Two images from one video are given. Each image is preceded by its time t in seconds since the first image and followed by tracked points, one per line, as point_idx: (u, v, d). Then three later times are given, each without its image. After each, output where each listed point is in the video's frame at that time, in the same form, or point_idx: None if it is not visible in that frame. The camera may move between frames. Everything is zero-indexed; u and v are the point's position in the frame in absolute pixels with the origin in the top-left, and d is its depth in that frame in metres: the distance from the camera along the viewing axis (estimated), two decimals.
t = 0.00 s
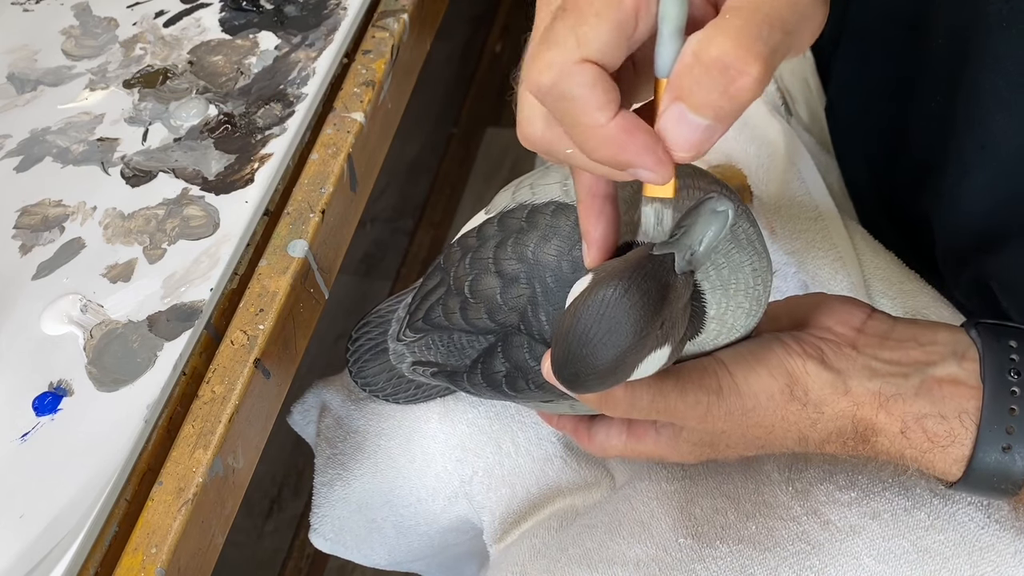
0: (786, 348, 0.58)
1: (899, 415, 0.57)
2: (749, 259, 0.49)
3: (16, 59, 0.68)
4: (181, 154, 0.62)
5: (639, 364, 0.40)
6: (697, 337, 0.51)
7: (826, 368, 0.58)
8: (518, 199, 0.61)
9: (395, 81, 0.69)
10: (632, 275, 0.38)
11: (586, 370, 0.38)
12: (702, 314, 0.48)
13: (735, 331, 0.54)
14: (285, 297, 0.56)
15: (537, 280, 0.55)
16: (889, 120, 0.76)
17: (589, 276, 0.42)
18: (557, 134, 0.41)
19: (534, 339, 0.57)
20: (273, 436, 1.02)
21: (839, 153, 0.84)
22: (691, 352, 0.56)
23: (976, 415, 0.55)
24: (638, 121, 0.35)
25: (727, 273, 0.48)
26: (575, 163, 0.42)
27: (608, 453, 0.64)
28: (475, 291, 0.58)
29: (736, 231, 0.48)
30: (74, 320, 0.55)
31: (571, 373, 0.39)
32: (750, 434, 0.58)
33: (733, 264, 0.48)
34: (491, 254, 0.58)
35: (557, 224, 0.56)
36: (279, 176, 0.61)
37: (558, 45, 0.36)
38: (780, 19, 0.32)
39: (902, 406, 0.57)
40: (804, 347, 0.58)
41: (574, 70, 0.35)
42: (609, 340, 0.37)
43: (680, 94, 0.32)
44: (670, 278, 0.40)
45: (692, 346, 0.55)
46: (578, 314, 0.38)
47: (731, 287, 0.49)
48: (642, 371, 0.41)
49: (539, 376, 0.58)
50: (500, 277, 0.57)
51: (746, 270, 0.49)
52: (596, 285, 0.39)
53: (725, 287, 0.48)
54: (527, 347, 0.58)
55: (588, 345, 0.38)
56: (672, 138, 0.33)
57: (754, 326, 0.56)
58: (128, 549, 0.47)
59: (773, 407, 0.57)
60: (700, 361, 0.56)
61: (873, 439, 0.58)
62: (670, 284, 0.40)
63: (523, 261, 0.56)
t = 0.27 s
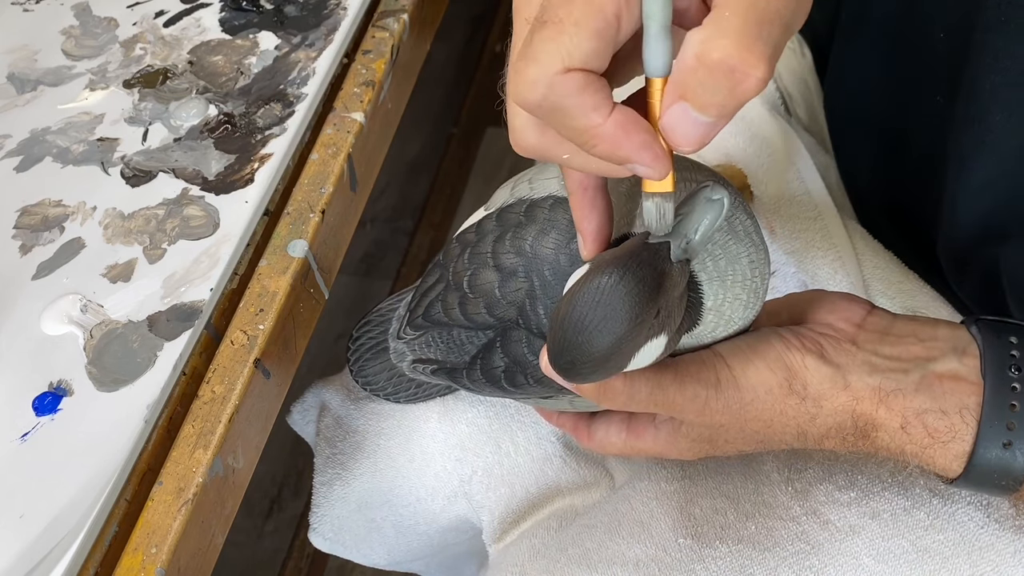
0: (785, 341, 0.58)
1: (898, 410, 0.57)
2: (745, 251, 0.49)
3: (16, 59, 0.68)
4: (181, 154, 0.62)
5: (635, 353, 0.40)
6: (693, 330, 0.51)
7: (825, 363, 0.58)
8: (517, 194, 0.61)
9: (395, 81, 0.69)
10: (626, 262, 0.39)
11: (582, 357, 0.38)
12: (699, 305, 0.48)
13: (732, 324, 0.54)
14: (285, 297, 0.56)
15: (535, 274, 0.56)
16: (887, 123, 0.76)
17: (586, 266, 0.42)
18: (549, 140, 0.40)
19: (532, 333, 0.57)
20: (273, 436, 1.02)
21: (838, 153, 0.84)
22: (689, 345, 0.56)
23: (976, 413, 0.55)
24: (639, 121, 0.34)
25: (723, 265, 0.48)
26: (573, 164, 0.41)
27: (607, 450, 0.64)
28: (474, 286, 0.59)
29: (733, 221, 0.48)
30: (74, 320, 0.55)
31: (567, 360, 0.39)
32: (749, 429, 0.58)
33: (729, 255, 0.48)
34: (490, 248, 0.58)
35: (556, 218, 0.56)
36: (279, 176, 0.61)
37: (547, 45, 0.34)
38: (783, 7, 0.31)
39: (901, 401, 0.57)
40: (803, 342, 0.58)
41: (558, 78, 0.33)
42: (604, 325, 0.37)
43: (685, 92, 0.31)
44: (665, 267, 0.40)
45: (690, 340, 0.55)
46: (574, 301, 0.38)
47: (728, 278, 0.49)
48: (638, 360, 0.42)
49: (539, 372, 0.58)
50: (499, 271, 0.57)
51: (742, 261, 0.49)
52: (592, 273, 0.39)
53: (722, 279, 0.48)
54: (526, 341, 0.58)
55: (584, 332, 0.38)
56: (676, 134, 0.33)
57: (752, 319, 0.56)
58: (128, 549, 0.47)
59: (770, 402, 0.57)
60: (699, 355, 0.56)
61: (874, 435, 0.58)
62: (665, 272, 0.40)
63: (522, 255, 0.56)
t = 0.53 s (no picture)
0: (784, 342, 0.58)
1: (899, 410, 0.57)
2: (746, 250, 0.49)
3: (16, 59, 0.68)
4: (181, 154, 0.62)
5: (634, 352, 0.40)
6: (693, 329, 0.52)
7: (825, 363, 0.58)
8: (516, 194, 0.61)
9: (395, 81, 0.69)
10: (624, 261, 0.39)
11: (581, 356, 0.38)
12: (698, 305, 0.49)
13: (732, 324, 0.54)
14: (285, 297, 0.56)
15: (534, 274, 0.56)
16: (889, 125, 0.76)
17: (586, 265, 0.42)
18: (560, 148, 0.40)
19: (532, 333, 0.57)
20: (273, 436, 1.02)
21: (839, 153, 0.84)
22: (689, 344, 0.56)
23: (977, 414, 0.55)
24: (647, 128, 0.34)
25: (723, 263, 0.48)
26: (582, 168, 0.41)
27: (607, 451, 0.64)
28: (473, 286, 0.58)
29: (733, 220, 0.48)
30: (74, 320, 0.55)
31: (566, 360, 0.39)
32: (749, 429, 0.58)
33: (729, 255, 0.48)
34: (489, 248, 0.58)
35: (556, 217, 0.56)
36: (279, 176, 0.61)
37: (554, 57, 0.33)
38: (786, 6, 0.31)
39: (901, 401, 0.57)
40: (803, 342, 0.58)
41: (569, 90, 0.32)
42: (602, 325, 0.37)
43: (690, 98, 0.31)
44: (664, 266, 0.40)
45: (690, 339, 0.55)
46: (573, 300, 0.38)
47: (727, 278, 0.49)
48: (638, 358, 0.42)
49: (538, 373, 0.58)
50: (499, 271, 0.57)
51: (742, 260, 0.49)
52: (590, 272, 0.39)
53: (721, 278, 0.48)
54: (526, 341, 0.58)
55: (583, 331, 0.38)
56: (681, 138, 0.33)
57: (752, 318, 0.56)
58: (128, 549, 0.47)
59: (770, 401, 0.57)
60: (699, 355, 0.56)
61: (874, 435, 0.57)
62: (663, 271, 0.40)
63: (522, 255, 0.56)
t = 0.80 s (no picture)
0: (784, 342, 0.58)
1: (899, 411, 0.57)
2: (745, 251, 0.49)
3: (16, 59, 0.68)
4: (181, 154, 0.62)
5: (636, 352, 0.40)
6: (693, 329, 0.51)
7: (825, 363, 0.58)
8: (516, 194, 0.61)
9: (395, 81, 0.69)
10: (625, 262, 0.38)
11: (582, 357, 0.39)
12: (699, 304, 0.48)
13: (732, 324, 0.54)
14: (285, 297, 0.56)
15: (535, 274, 0.56)
16: (890, 126, 0.76)
17: (587, 264, 0.42)
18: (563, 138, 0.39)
19: (533, 333, 0.57)
20: (273, 436, 1.02)
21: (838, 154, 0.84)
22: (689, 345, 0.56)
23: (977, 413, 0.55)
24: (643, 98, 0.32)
25: (724, 264, 0.48)
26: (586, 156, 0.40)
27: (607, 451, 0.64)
28: (474, 286, 0.58)
29: (733, 221, 0.48)
30: (74, 320, 0.55)
31: (567, 360, 0.39)
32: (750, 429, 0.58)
33: (729, 256, 0.48)
34: (490, 248, 0.58)
35: (556, 217, 0.56)
36: (279, 176, 0.61)
37: (535, 50, 0.33)
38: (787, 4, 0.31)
39: (901, 401, 0.57)
40: (803, 342, 0.58)
41: (553, 79, 0.33)
42: (602, 326, 0.37)
43: (675, 61, 0.29)
44: (665, 265, 0.40)
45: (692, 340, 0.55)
46: (575, 300, 0.38)
47: (728, 278, 0.49)
48: (640, 358, 0.42)
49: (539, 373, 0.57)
50: (499, 270, 0.57)
51: (742, 261, 0.49)
52: (591, 272, 0.39)
53: (722, 278, 0.48)
54: (526, 341, 0.58)
55: (584, 331, 0.38)
56: (673, 103, 0.31)
57: (753, 318, 0.56)
58: (128, 549, 0.47)
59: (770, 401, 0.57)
60: (699, 355, 0.56)
61: (874, 435, 0.57)
62: (665, 271, 0.40)
63: (522, 254, 0.56)
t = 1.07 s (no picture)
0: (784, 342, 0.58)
1: (898, 409, 0.57)
2: (745, 248, 0.49)
3: (16, 59, 0.68)
4: (181, 154, 0.62)
5: (634, 349, 0.40)
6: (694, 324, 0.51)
7: (825, 361, 0.58)
8: (516, 192, 0.61)
9: (395, 81, 0.69)
10: (623, 259, 0.39)
11: (581, 354, 0.39)
12: (696, 302, 0.49)
13: (733, 321, 0.54)
14: (285, 297, 0.56)
15: (534, 272, 0.56)
16: (891, 127, 0.76)
17: (586, 262, 0.42)
18: (563, 151, 0.40)
19: (533, 332, 0.57)
20: (273, 436, 1.02)
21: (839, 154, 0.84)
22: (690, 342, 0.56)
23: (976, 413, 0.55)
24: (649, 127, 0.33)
25: (723, 262, 0.48)
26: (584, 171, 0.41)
27: (607, 450, 0.64)
28: (473, 285, 0.58)
29: (732, 217, 0.48)
30: (74, 320, 0.55)
31: (566, 357, 0.40)
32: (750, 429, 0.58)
33: (728, 253, 0.48)
34: (489, 247, 0.58)
35: (556, 216, 0.56)
36: (279, 176, 0.61)
37: (551, 66, 0.33)
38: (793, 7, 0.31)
39: (901, 400, 0.57)
40: (803, 341, 0.58)
41: (568, 100, 0.33)
42: (600, 323, 0.38)
43: (686, 100, 0.31)
44: (662, 263, 0.40)
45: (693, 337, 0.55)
46: (572, 297, 0.38)
47: (727, 276, 0.49)
48: (638, 355, 0.42)
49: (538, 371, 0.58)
50: (499, 269, 0.57)
51: (742, 258, 0.49)
52: (589, 270, 0.39)
53: (721, 275, 0.49)
54: (526, 340, 0.58)
55: (582, 328, 0.38)
56: (681, 139, 0.33)
57: (752, 316, 0.56)
58: (128, 549, 0.47)
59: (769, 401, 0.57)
60: (699, 352, 0.56)
61: (874, 434, 0.57)
62: (663, 269, 0.40)
63: (521, 253, 0.56)
